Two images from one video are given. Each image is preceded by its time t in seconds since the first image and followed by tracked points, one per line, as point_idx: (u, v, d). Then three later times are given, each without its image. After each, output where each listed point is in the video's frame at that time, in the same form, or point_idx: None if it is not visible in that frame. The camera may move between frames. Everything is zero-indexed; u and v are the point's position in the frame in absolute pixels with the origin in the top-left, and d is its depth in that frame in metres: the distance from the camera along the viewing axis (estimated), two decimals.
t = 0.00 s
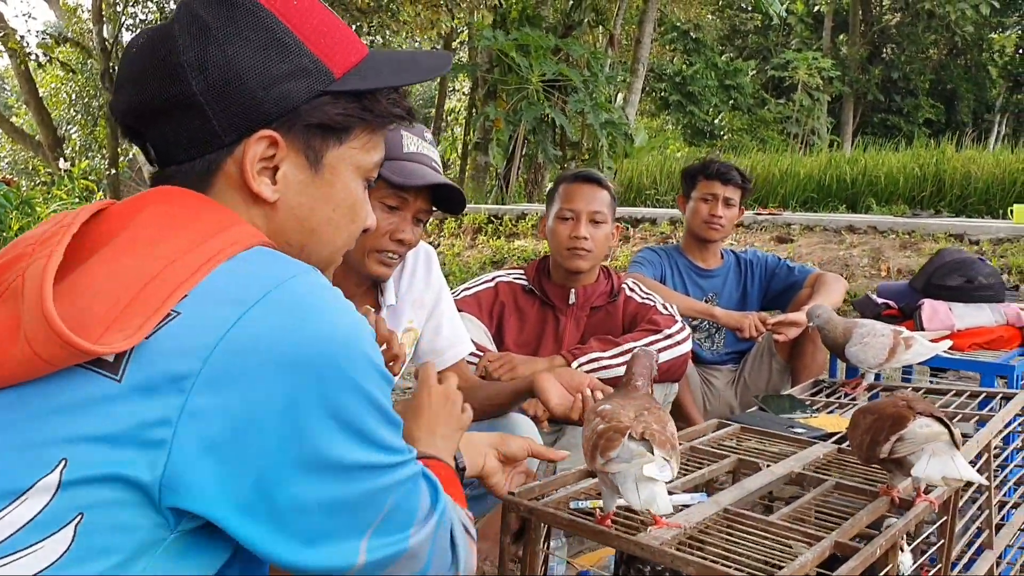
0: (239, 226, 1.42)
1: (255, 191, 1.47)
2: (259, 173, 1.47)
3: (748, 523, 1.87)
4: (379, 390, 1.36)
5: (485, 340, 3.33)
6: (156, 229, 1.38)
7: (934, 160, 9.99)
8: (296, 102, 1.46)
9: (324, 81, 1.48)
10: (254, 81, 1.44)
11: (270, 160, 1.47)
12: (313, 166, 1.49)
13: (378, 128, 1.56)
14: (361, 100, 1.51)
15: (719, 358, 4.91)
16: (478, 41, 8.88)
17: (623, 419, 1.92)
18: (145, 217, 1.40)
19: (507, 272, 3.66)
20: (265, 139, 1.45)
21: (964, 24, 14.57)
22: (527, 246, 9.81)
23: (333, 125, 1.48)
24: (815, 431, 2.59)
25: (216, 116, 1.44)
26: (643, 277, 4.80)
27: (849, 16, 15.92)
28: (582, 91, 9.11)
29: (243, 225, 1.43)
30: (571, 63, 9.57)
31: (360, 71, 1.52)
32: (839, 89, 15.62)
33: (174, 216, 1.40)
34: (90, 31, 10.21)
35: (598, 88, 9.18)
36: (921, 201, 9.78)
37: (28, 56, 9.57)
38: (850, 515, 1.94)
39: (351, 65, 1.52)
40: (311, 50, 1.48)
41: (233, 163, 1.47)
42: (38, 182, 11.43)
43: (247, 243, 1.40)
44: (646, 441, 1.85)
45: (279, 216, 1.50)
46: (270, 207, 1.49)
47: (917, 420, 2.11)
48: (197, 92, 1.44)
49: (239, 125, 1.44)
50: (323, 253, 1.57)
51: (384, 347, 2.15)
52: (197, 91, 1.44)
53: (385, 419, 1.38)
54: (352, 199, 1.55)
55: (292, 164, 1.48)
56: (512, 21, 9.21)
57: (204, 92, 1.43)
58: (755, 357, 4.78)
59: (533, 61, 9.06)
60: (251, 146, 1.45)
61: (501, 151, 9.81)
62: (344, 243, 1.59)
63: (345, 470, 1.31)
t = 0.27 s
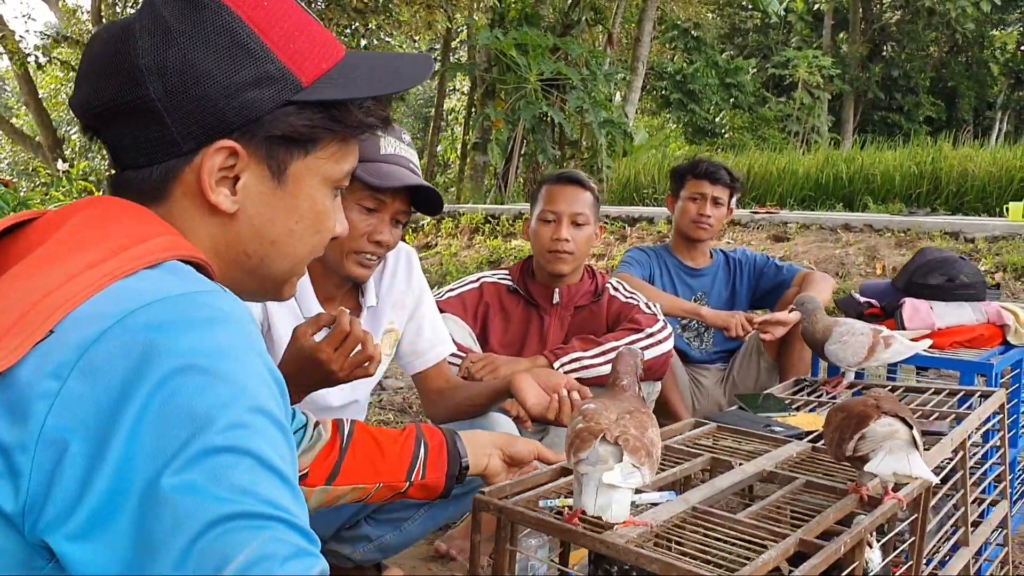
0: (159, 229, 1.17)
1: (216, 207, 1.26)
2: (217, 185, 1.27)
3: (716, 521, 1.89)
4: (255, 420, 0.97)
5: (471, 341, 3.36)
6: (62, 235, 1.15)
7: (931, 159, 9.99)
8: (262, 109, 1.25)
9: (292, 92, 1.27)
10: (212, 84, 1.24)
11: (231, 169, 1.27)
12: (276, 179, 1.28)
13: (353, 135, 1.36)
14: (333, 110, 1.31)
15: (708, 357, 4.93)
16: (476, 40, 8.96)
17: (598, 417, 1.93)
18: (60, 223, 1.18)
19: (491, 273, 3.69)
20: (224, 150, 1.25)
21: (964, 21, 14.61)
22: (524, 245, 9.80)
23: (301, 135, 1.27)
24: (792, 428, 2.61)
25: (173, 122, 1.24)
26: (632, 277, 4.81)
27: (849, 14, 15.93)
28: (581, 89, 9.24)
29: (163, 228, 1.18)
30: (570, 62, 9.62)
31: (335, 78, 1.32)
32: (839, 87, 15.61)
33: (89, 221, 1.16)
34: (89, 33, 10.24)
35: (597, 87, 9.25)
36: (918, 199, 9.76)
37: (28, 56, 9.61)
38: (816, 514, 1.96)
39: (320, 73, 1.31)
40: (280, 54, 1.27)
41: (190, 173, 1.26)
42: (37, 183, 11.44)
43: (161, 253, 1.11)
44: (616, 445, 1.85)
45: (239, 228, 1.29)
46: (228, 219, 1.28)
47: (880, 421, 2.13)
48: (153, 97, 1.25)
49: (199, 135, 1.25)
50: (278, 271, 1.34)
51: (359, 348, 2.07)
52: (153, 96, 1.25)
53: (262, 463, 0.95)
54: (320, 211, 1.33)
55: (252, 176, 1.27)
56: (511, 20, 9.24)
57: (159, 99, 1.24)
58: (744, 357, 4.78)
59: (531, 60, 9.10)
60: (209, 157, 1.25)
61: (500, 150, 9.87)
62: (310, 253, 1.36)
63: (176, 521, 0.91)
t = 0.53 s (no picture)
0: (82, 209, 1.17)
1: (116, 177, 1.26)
2: (111, 155, 1.26)
3: (719, 519, 1.92)
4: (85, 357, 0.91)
5: (485, 341, 3.40)
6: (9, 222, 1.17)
7: (960, 153, 9.88)
8: (117, 60, 1.21)
9: (140, 32, 1.19)
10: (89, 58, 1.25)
11: (120, 138, 1.25)
12: (156, 133, 1.22)
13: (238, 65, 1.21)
14: (190, 33, 1.19)
15: (727, 355, 4.87)
16: (501, 39, 9.02)
17: (600, 414, 1.95)
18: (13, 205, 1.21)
19: (506, 273, 3.75)
20: (105, 113, 1.25)
21: (996, 12, 14.54)
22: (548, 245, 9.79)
23: (159, 76, 1.20)
24: (802, 427, 2.61)
25: (81, 108, 1.29)
26: (649, 275, 4.77)
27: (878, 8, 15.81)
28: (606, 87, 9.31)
29: (88, 208, 1.18)
30: (595, 60, 9.64)
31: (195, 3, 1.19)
32: (868, 82, 15.47)
33: (33, 205, 1.18)
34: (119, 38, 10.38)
35: (622, 85, 9.30)
36: (947, 194, 9.66)
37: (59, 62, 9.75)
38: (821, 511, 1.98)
39: (175, 8, 1.20)
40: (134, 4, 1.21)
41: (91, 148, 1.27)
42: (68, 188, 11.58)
43: (90, 233, 1.11)
44: (617, 441, 1.85)
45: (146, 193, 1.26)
46: (135, 185, 1.27)
47: (881, 418, 2.13)
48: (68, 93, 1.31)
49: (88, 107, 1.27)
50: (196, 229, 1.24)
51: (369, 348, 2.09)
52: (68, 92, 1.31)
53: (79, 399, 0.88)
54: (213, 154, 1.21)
55: (142, 140, 1.25)
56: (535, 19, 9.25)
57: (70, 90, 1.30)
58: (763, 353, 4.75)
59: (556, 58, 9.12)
60: (91, 126, 1.26)
61: (524, 149, 9.90)
62: (233, 210, 1.23)
63: None
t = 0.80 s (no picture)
0: (77, 245, 1.28)
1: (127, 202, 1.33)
2: (130, 181, 1.33)
3: (765, 515, 1.92)
4: None
5: (539, 338, 3.44)
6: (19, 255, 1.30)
7: None
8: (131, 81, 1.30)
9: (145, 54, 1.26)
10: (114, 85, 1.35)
11: (139, 167, 1.32)
12: (159, 159, 1.28)
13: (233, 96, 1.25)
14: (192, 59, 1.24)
15: (788, 349, 4.81)
16: (564, 32, 9.02)
17: (637, 411, 1.99)
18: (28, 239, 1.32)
19: (560, 270, 3.79)
20: (122, 138, 1.33)
21: None
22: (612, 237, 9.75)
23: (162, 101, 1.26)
24: (855, 421, 2.60)
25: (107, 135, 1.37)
26: (709, 269, 4.76)
27: None
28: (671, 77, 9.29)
29: (87, 248, 1.29)
30: (658, 50, 9.58)
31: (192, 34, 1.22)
32: (943, 64, 15.03)
33: (41, 238, 1.29)
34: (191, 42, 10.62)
35: (686, 75, 9.26)
36: None
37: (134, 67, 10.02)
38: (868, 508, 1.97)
39: (181, 37, 1.24)
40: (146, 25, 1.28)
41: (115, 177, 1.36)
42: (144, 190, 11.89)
43: (40, 284, 1.16)
44: (652, 435, 1.91)
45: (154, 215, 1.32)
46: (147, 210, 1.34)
47: (929, 413, 2.16)
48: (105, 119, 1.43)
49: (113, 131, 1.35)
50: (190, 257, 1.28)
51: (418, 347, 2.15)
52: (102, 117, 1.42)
53: None
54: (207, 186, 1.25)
55: (149, 167, 1.31)
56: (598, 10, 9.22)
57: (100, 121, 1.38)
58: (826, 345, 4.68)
59: (619, 50, 9.10)
60: (113, 151, 1.34)
61: (588, 141, 9.88)
62: (223, 249, 1.26)
63: None
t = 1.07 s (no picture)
0: (89, 284, 1.29)
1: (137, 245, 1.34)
2: (126, 220, 1.33)
3: (791, 525, 1.95)
4: None
5: (577, 345, 3.49)
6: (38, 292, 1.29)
7: None
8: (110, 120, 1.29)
9: (119, 88, 1.26)
10: (85, 131, 1.34)
11: (132, 203, 1.32)
12: (160, 191, 1.28)
13: (218, 100, 1.26)
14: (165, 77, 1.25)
15: (831, 355, 4.79)
16: (610, 33, 9.07)
17: (662, 424, 2.04)
18: (42, 274, 1.32)
19: (599, 278, 3.85)
20: (110, 180, 1.33)
21: None
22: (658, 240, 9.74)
23: (150, 128, 1.26)
24: (887, 431, 2.61)
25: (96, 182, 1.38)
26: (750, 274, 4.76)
27: None
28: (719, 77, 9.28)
29: (100, 285, 1.29)
30: (706, 50, 9.57)
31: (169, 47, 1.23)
32: (1001, 60, 14.74)
33: (58, 273, 1.30)
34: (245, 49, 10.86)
35: (734, 74, 9.24)
36: None
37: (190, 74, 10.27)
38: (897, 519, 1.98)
39: (144, 58, 1.25)
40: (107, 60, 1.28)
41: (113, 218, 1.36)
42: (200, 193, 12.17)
43: (49, 330, 1.16)
44: (679, 449, 1.95)
45: (170, 252, 1.32)
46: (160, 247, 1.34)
47: (952, 426, 2.19)
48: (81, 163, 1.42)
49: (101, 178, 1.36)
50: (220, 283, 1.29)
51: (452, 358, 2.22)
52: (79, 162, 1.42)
53: None
54: (216, 202, 1.25)
55: (150, 203, 1.31)
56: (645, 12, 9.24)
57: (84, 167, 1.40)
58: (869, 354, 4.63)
59: (665, 51, 9.10)
60: (104, 196, 1.34)
61: (636, 143, 9.90)
62: (251, 257, 1.26)
63: None
